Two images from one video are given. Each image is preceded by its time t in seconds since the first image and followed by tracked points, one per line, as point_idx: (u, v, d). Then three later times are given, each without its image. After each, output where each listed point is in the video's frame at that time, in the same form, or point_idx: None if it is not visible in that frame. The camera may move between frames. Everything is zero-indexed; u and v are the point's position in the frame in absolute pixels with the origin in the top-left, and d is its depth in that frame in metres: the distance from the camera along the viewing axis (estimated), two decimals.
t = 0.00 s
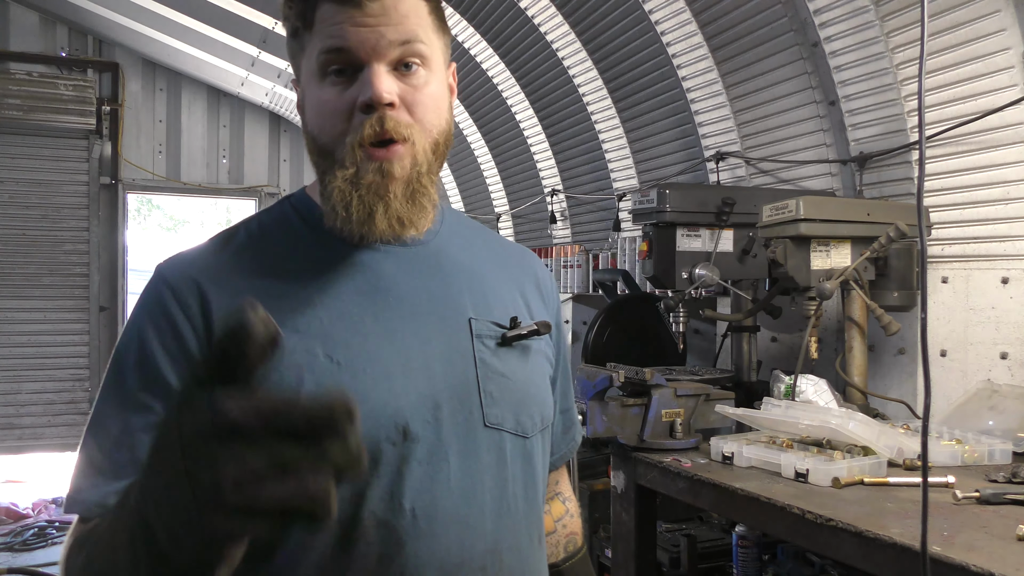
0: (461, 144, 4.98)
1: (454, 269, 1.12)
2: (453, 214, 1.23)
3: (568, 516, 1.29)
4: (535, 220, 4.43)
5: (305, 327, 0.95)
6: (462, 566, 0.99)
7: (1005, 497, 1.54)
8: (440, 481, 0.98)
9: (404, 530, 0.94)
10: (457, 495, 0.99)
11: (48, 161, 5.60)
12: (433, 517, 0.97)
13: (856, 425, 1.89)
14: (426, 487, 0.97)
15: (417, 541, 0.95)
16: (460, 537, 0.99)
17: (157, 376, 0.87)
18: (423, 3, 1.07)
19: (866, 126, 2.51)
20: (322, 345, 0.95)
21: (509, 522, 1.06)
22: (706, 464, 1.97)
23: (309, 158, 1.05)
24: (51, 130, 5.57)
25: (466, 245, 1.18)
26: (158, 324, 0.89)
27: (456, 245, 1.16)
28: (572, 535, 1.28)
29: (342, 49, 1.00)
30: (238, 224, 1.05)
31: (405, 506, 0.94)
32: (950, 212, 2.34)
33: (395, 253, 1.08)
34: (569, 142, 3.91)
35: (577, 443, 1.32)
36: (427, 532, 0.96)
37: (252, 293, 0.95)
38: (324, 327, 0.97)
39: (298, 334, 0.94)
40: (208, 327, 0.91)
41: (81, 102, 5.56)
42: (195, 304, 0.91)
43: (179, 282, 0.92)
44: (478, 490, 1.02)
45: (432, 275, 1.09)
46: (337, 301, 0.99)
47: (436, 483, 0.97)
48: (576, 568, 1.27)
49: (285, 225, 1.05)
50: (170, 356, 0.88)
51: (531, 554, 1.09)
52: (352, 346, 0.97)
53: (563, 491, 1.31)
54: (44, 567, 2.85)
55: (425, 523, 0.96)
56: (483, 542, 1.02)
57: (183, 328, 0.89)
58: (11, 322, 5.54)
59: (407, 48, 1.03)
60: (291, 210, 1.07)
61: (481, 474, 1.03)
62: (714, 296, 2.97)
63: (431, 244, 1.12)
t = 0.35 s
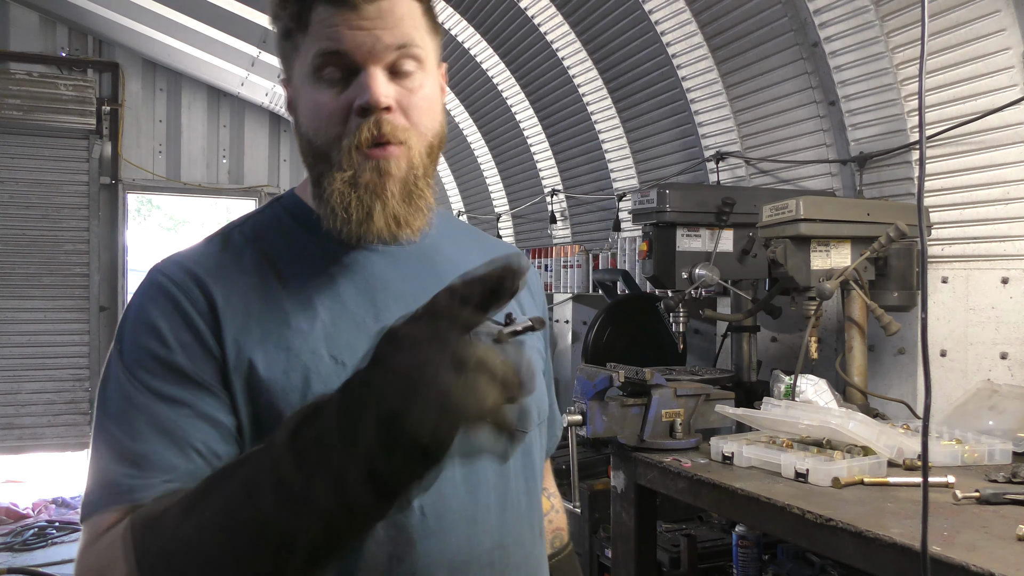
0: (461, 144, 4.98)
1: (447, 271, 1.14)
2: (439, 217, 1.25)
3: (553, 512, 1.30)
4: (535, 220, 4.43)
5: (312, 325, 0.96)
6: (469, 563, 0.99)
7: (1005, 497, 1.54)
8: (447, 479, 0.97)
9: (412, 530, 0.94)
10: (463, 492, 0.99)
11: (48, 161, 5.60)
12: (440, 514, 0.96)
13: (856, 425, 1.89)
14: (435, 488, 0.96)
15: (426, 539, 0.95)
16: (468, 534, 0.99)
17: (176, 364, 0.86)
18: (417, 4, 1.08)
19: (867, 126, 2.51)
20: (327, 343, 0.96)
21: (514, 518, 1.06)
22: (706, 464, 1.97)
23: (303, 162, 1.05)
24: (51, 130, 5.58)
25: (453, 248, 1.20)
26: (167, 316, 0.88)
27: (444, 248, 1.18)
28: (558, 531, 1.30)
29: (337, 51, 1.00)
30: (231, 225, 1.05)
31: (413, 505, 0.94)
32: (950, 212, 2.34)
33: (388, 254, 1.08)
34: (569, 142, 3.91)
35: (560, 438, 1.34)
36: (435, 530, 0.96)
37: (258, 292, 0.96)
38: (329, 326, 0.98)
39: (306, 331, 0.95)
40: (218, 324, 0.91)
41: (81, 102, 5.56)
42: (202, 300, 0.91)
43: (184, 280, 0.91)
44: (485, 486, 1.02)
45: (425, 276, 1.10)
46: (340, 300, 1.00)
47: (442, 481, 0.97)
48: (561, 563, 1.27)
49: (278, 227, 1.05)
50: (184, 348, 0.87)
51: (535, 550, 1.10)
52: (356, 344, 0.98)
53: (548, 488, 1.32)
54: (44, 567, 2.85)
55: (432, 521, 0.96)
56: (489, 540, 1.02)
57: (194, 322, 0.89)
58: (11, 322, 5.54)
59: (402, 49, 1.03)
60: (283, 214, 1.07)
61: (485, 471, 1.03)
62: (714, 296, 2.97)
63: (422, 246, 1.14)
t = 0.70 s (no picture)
0: (461, 144, 4.98)
1: (441, 271, 1.16)
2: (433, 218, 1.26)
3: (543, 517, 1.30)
4: (535, 220, 4.43)
5: (314, 323, 0.97)
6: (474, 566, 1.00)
7: (1005, 497, 1.54)
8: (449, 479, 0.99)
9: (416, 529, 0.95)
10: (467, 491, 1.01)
11: (48, 162, 5.60)
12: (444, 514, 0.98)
13: (856, 425, 1.89)
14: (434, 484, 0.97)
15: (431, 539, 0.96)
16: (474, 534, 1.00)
17: (181, 356, 0.85)
18: None
19: (866, 126, 2.51)
20: (330, 341, 0.97)
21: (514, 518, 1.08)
22: (706, 464, 1.97)
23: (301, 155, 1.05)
24: (52, 130, 5.58)
25: (447, 248, 1.22)
26: (171, 309, 0.87)
27: (440, 246, 1.20)
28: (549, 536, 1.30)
29: (336, 44, 1.00)
30: (228, 221, 1.04)
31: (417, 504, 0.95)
32: (950, 212, 2.34)
33: (386, 252, 1.10)
34: (569, 142, 3.91)
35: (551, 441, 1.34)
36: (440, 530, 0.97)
37: (261, 291, 0.95)
38: (331, 326, 0.98)
39: (309, 329, 0.96)
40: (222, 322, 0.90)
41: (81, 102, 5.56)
42: (207, 294, 0.91)
43: (185, 274, 0.91)
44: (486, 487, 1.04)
45: (422, 274, 1.12)
46: (340, 297, 1.01)
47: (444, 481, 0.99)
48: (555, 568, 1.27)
49: (274, 223, 1.05)
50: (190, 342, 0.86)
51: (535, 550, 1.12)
52: (358, 343, 0.99)
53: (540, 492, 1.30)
54: (45, 567, 2.86)
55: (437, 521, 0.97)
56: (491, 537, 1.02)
57: (199, 317, 0.88)
58: (11, 322, 5.54)
59: (402, 43, 1.04)
60: (279, 212, 1.07)
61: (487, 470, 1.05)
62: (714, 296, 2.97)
63: (419, 243, 1.15)
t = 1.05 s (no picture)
0: (461, 144, 4.98)
1: (443, 273, 1.15)
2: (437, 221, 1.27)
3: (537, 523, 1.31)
4: (535, 220, 4.43)
5: (305, 329, 0.96)
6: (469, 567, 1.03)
7: (1005, 497, 1.54)
8: (445, 483, 1.01)
9: (411, 532, 0.97)
10: (461, 495, 1.03)
11: (48, 162, 5.61)
12: (438, 518, 1.00)
13: (856, 425, 1.89)
14: (433, 490, 1.00)
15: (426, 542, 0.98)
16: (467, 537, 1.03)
17: (155, 370, 0.87)
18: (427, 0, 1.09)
19: (866, 126, 2.51)
20: (324, 346, 0.96)
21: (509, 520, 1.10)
22: (706, 464, 1.97)
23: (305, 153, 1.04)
24: (52, 130, 5.58)
25: (450, 250, 1.22)
26: (152, 324, 0.87)
27: (443, 249, 1.20)
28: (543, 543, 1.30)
29: (346, 42, 1.00)
30: (228, 219, 1.04)
31: (413, 508, 0.97)
32: (950, 212, 2.34)
33: (388, 255, 1.10)
34: (569, 142, 3.91)
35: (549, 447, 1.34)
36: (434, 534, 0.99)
37: (253, 297, 0.95)
38: (326, 331, 0.97)
39: (300, 336, 0.95)
40: (208, 331, 0.90)
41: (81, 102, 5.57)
42: (192, 303, 0.90)
43: (172, 280, 0.90)
44: (480, 491, 1.06)
45: (424, 277, 1.12)
46: (336, 301, 1.01)
47: (440, 484, 1.01)
48: None
49: (276, 221, 1.05)
50: (170, 360, 0.87)
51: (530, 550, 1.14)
52: (352, 348, 0.98)
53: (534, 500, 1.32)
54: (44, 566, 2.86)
55: (432, 525, 0.99)
56: (489, 543, 1.06)
57: (178, 327, 0.88)
58: (11, 322, 5.54)
59: (411, 43, 1.04)
60: (281, 210, 1.07)
61: (483, 475, 1.07)
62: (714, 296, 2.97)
63: (422, 246, 1.15)
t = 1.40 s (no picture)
0: (461, 144, 4.98)
1: (440, 275, 1.15)
2: (437, 223, 1.27)
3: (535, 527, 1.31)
4: (535, 220, 4.43)
5: (302, 327, 0.96)
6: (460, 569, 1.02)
7: (1005, 497, 1.54)
8: (436, 484, 1.01)
9: (403, 533, 0.97)
10: (453, 496, 1.03)
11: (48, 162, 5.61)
12: (429, 519, 1.00)
13: (856, 425, 1.89)
14: (425, 490, 1.00)
15: (416, 543, 0.98)
16: (457, 538, 1.02)
17: (150, 364, 0.86)
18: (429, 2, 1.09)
19: (866, 126, 2.51)
20: (319, 345, 0.96)
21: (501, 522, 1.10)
22: (706, 464, 1.97)
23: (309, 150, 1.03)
24: (52, 130, 5.58)
25: (449, 252, 1.22)
26: (148, 319, 0.87)
27: (442, 251, 1.20)
28: (540, 547, 1.30)
29: (353, 39, 1.00)
30: (227, 218, 1.05)
31: (404, 508, 0.97)
32: (950, 212, 2.34)
33: (385, 257, 1.10)
34: (569, 142, 3.91)
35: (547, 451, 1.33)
36: (425, 534, 0.99)
37: (249, 293, 0.95)
38: (321, 330, 0.98)
39: (295, 335, 0.95)
40: (204, 328, 0.90)
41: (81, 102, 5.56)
42: (190, 299, 0.90)
43: (171, 276, 0.90)
44: (472, 492, 1.06)
45: (421, 278, 1.12)
46: (332, 301, 1.01)
47: (432, 486, 1.00)
48: None
49: (274, 220, 1.05)
50: (166, 357, 0.86)
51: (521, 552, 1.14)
52: (346, 347, 0.98)
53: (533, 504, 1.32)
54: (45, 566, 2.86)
55: (423, 526, 0.99)
56: (480, 544, 1.05)
57: (174, 323, 0.88)
58: (11, 322, 5.55)
59: (415, 42, 1.05)
60: (280, 209, 1.07)
61: (475, 477, 1.07)
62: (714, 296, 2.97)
63: (419, 248, 1.15)
